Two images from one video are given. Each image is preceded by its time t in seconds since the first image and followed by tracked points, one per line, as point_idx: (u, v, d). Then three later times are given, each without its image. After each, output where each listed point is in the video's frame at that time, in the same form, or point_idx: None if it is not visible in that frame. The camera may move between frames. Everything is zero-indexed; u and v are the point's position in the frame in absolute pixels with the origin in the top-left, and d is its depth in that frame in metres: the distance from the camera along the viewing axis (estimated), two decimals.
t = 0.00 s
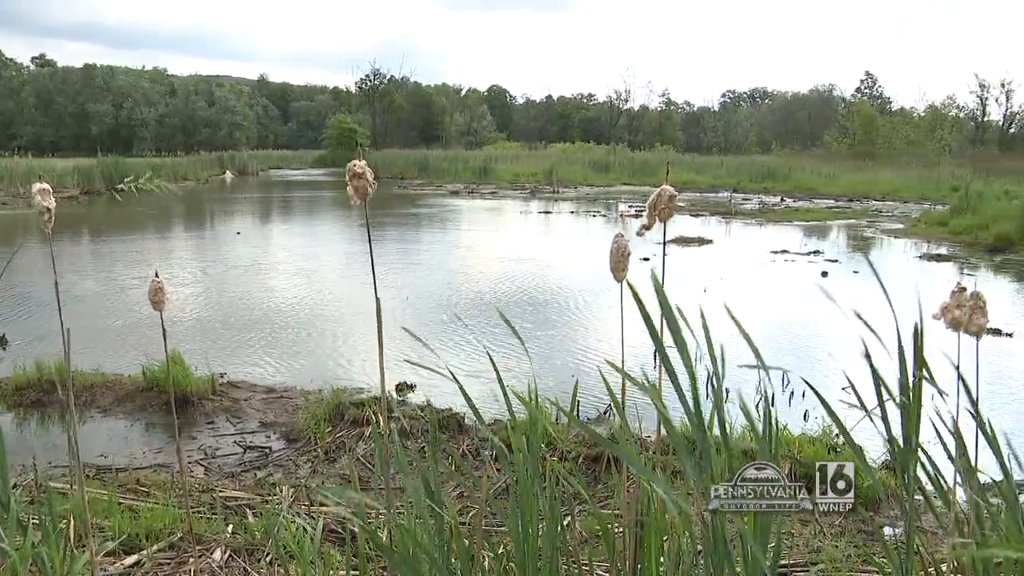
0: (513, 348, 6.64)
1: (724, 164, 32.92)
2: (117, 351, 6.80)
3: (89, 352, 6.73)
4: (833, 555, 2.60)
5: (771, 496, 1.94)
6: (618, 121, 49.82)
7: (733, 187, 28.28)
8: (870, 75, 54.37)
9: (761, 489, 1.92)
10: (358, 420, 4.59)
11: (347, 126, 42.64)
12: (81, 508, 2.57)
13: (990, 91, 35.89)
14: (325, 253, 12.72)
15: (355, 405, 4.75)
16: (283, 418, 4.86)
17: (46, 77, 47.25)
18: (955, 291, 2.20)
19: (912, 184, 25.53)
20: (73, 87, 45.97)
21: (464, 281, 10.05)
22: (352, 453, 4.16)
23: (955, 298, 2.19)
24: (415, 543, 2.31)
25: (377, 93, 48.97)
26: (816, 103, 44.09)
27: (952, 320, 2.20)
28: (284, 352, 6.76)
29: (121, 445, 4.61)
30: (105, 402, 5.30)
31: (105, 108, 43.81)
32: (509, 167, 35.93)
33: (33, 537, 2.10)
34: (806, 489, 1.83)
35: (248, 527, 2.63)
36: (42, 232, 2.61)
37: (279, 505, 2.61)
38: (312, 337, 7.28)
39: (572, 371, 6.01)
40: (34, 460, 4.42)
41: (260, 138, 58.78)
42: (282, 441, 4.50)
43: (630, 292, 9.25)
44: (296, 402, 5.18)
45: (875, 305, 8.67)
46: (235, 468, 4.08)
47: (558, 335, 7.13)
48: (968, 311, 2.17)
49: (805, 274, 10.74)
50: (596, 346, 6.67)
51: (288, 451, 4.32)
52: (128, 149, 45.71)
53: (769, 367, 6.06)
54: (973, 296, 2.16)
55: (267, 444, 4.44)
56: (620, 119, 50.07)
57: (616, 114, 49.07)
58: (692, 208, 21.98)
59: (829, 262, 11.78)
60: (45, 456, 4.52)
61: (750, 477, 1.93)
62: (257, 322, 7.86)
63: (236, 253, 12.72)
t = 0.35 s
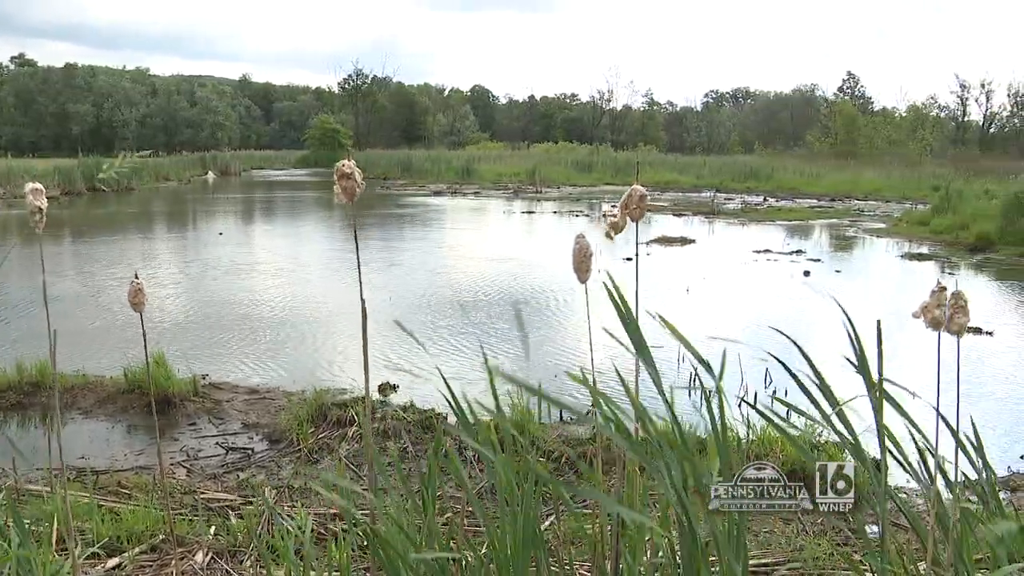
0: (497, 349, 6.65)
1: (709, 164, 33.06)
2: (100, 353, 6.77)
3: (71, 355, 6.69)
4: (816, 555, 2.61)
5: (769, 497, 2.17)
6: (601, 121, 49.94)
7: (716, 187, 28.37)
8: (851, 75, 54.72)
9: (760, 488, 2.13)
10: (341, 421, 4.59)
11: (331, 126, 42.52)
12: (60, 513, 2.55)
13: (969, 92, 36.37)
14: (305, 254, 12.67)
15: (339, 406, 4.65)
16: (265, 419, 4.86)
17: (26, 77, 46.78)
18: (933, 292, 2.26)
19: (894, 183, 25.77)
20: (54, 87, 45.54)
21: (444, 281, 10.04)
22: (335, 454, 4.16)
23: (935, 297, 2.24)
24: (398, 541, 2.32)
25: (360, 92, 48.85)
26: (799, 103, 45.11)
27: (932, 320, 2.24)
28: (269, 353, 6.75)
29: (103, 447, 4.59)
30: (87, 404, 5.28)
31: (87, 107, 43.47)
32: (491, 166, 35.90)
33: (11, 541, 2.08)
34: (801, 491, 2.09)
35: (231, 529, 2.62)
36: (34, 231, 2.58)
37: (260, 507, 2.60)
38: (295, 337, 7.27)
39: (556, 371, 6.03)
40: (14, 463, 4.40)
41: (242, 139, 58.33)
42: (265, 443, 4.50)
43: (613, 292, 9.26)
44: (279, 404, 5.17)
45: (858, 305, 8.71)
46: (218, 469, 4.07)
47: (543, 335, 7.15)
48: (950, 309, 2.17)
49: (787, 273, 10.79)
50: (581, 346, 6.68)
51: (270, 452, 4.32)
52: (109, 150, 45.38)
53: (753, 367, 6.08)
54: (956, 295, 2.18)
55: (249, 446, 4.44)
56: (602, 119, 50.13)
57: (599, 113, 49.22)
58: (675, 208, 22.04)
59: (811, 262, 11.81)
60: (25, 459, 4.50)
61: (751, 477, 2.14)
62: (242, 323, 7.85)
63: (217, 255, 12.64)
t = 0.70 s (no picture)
0: (484, 348, 6.64)
1: (695, 163, 33.23)
2: (83, 353, 6.76)
3: (52, 356, 6.67)
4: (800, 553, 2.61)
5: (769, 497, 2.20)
6: (585, 121, 50.00)
7: (701, 187, 28.45)
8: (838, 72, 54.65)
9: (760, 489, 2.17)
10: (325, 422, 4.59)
11: (316, 126, 42.45)
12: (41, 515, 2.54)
13: (950, 91, 36.86)
14: (289, 254, 12.65)
15: (322, 408, 4.75)
16: (249, 420, 4.85)
17: (8, 77, 46.54)
18: (921, 290, 2.36)
19: (878, 181, 26.01)
20: (36, 87, 45.31)
21: (429, 281, 10.03)
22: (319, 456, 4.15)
23: (924, 295, 2.34)
24: (378, 543, 2.32)
25: (345, 92, 48.76)
26: (783, 102, 46.20)
27: (921, 317, 2.35)
28: (254, 353, 6.73)
29: (86, 449, 4.57)
30: (70, 405, 5.26)
31: (70, 108, 43.29)
32: (476, 165, 36.09)
33: None
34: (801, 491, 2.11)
35: (215, 531, 2.61)
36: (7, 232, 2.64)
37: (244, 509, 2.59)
38: (281, 338, 7.25)
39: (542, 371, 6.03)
40: None
41: (226, 139, 58.07)
42: (249, 443, 4.50)
43: (598, 292, 9.27)
44: (263, 404, 5.17)
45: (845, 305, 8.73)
46: (202, 471, 4.06)
47: (529, 335, 7.14)
48: (938, 308, 2.25)
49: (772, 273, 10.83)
50: (566, 346, 6.69)
51: (254, 453, 4.31)
52: (93, 150, 45.17)
53: (738, 366, 6.12)
54: (941, 293, 2.26)
55: (233, 447, 4.43)
56: (587, 119, 50.18)
57: (584, 113, 49.51)
58: (659, 207, 22.08)
59: (795, 261, 11.87)
60: (7, 461, 4.48)
61: (752, 477, 2.19)
62: (227, 324, 7.83)
63: (201, 255, 12.60)
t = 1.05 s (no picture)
0: (467, 348, 6.65)
1: (681, 162, 33.39)
2: (65, 354, 6.74)
3: (32, 357, 6.65)
4: (782, 554, 2.59)
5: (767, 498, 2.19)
6: (569, 121, 50.14)
7: (685, 187, 28.54)
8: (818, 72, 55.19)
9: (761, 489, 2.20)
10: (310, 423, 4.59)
11: (300, 126, 42.36)
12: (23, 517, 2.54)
13: (931, 91, 37.31)
14: (271, 255, 12.63)
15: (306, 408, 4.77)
16: (233, 421, 4.85)
17: None
18: (885, 289, 2.38)
19: (860, 180, 26.25)
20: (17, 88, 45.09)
21: (411, 281, 10.05)
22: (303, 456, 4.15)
23: (886, 294, 2.36)
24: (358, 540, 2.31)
25: (329, 91, 48.67)
26: (766, 102, 47.68)
27: (883, 316, 2.36)
28: (240, 354, 6.73)
29: (68, 450, 4.56)
30: (52, 407, 5.25)
31: (52, 108, 43.08)
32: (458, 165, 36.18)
33: None
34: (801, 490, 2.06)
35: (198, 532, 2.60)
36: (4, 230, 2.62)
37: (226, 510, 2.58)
38: (268, 338, 7.24)
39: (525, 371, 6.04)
40: None
41: (209, 139, 57.85)
42: (233, 444, 4.50)
43: (581, 291, 9.29)
44: (246, 405, 5.17)
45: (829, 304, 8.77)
46: (185, 471, 4.06)
47: (513, 335, 7.15)
48: (898, 307, 2.32)
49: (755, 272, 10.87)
50: (550, 346, 6.71)
51: (238, 454, 4.31)
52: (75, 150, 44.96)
53: (720, 364, 6.14)
54: (902, 292, 2.32)
55: (216, 448, 4.43)
56: (570, 119, 50.32)
57: (567, 113, 49.58)
58: (643, 207, 22.13)
59: (778, 261, 11.93)
60: None
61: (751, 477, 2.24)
62: (212, 324, 7.82)
63: (183, 256, 12.53)
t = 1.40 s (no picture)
0: (452, 348, 6.65)
1: (666, 161, 33.54)
2: (43, 356, 6.69)
3: (9, 359, 6.61)
4: (767, 552, 2.58)
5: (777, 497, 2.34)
6: (552, 121, 50.22)
7: (667, 187, 28.61)
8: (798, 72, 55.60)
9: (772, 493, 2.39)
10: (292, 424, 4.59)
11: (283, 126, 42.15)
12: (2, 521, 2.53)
13: (911, 92, 37.74)
14: (252, 255, 12.57)
15: (289, 409, 4.76)
16: (215, 422, 4.85)
17: None
18: (875, 289, 2.39)
19: (842, 180, 26.39)
20: None
21: (394, 281, 10.03)
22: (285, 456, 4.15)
23: (875, 294, 2.37)
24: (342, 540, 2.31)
25: (312, 92, 48.49)
26: (748, 103, 48.29)
27: (873, 316, 2.37)
28: (224, 354, 6.71)
29: (47, 453, 4.53)
30: (32, 409, 5.21)
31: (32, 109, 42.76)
32: (439, 166, 36.17)
33: None
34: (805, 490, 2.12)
35: (179, 534, 2.60)
36: None
37: (210, 510, 2.58)
38: (254, 338, 7.23)
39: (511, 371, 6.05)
40: None
41: (191, 139, 57.52)
42: (215, 445, 4.49)
43: (567, 292, 9.30)
44: (229, 406, 5.16)
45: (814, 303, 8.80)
46: (167, 473, 4.04)
47: (498, 334, 7.16)
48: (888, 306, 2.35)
49: (739, 272, 10.92)
50: (534, 346, 6.73)
51: (220, 455, 4.31)
52: (56, 150, 44.62)
53: (705, 363, 6.15)
54: (887, 292, 2.36)
55: (199, 449, 4.42)
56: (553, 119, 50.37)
57: (550, 113, 49.60)
58: (625, 207, 22.14)
59: (761, 260, 12.00)
60: None
61: (753, 478, 2.52)
62: (194, 325, 7.79)
63: (162, 257, 12.44)
